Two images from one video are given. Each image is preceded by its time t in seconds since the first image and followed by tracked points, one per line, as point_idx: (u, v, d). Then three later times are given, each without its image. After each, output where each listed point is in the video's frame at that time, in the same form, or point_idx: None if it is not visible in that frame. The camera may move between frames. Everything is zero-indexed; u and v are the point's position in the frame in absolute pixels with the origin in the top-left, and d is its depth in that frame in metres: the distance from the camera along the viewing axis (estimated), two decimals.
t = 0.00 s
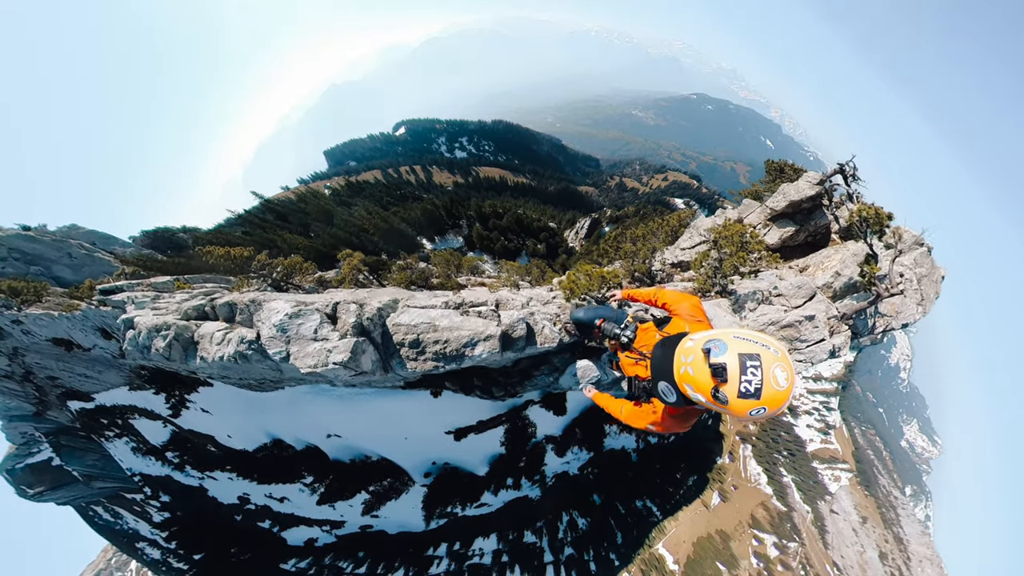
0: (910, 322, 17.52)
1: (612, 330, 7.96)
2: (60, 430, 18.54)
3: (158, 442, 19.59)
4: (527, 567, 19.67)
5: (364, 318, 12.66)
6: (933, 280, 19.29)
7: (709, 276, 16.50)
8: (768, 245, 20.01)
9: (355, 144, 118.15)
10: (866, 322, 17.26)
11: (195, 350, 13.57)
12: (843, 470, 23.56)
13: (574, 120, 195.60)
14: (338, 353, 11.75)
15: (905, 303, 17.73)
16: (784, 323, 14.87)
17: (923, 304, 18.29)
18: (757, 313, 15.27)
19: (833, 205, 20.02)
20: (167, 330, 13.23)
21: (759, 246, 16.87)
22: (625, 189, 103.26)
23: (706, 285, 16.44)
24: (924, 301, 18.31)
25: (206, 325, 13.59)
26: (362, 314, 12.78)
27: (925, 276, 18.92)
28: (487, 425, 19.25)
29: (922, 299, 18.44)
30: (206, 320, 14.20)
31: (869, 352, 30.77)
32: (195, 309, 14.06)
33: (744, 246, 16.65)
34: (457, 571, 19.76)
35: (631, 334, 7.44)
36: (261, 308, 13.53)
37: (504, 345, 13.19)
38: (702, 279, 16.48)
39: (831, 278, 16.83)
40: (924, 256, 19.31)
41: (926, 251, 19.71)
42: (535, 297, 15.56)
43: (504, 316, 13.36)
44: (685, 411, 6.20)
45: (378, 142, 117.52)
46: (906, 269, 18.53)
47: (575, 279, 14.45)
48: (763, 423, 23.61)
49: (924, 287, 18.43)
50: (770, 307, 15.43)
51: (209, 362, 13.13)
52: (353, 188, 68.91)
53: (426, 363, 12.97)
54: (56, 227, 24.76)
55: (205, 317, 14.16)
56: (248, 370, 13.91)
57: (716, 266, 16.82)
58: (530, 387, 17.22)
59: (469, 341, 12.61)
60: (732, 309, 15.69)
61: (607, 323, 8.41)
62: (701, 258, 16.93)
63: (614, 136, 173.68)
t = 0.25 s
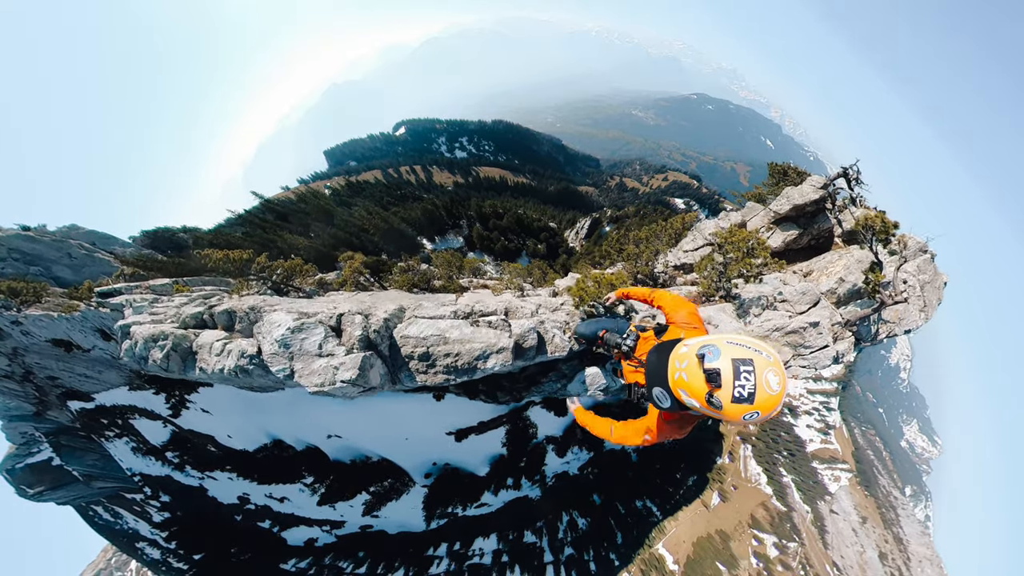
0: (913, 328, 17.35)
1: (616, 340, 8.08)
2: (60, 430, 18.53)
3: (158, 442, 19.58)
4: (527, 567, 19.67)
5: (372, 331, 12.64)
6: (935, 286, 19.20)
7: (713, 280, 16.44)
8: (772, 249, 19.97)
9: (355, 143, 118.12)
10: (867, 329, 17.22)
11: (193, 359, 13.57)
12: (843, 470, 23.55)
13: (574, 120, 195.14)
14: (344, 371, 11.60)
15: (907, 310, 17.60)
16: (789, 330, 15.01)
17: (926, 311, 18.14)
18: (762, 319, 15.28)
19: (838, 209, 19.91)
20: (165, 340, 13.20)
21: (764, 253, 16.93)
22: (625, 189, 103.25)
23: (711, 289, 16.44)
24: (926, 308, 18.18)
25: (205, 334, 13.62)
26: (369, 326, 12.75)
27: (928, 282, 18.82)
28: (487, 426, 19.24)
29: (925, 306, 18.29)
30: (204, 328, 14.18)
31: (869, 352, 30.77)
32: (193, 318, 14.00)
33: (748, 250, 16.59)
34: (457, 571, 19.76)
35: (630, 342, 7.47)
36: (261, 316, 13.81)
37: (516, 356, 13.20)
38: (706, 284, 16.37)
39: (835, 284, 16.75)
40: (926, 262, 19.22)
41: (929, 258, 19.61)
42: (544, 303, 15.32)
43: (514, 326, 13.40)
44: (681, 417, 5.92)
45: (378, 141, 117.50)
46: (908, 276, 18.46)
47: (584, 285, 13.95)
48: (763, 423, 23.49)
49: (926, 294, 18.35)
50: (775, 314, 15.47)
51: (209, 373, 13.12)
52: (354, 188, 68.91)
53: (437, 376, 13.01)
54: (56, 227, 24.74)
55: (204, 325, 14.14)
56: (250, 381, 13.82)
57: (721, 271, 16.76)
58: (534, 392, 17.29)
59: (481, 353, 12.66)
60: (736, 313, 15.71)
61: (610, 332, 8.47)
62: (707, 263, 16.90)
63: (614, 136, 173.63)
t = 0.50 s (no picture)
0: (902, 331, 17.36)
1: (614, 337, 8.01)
2: (60, 429, 18.53)
3: (158, 442, 19.59)
4: (527, 567, 19.66)
5: (394, 338, 12.62)
6: (925, 292, 19.31)
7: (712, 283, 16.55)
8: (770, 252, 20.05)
9: (355, 143, 118.15)
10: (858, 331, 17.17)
11: (208, 365, 13.62)
12: (843, 470, 23.54)
13: (574, 120, 195.15)
14: (372, 376, 11.75)
15: (896, 312, 17.61)
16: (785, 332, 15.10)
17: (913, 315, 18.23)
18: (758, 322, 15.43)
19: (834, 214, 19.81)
20: (179, 346, 13.20)
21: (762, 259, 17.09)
22: (625, 189, 103.24)
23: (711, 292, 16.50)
24: (915, 312, 18.24)
25: (218, 340, 13.69)
26: (389, 333, 12.70)
27: (918, 288, 18.91)
28: (488, 426, 19.24)
29: (913, 310, 18.36)
30: (217, 334, 14.21)
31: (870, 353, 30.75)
32: (206, 324, 14.07)
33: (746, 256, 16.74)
34: (457, 571, 19.76)
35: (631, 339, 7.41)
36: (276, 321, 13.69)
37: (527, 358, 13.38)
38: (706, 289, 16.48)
39: (828, 289, 16.85)
40: (918, 269, 19.23)
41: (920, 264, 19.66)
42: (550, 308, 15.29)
43: (524, 329, 13.46)
44: (688, 410, 5.35)
45: (378, 141, 117.54)
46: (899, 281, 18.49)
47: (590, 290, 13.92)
48: (763, 423, 23.23)
49: (916, 299, 18.46)
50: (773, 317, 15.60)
51: (226, 379, 13.29)
52: (354, 188, 68.96)
53: (454, 378, 12.97)
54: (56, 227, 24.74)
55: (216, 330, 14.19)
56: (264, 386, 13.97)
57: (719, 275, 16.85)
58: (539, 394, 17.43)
59: (497, 357, 12.71)
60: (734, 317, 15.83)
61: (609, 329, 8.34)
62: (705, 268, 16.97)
63: (614, 136, 173.64)
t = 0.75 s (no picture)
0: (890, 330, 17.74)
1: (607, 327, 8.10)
2: (61, 429, 18.51)
3: (158, 442, 19.62)
4: (527, 567, 19.66)
5: (414, 332, 12.47)
6: (913, 291, 19.73)
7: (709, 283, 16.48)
8: (767, 251, 20.00)
9: (355, 143, 118.11)
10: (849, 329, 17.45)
11: (224, 362, 13.59)
12: (842, 471, 23.55)
13: (574, 120, 195.19)
14: (397, 369, 11.48)
15: (886, 311, 17.97)
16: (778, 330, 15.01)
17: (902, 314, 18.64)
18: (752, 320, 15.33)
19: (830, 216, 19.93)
20: (194, 344, 13.20)
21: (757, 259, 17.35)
22: (625, 189, 103.33)
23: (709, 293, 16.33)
24: (905, 311, 18.59)
25: (234, 338, 13.69)
26: (410, 327, 12.53)
27: (906, 288, 19.32)
28: (489, 425, 19.24)
29: (902, 310, 18.76)
30: (231, 332, 14.28)
31: (869, 353, 30.78)
32: (220, 323, 14.12)
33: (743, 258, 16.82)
34: (457, 571, 19.77)
35: (625, 330, 7.66)
36: (291, 320, 13.73)
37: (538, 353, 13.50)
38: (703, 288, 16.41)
39: (821, 288, 16.71)
40: (906, 269, 19.64)
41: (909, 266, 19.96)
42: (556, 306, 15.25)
43: (534, 324, 13.57)
44: (690, 391, 5.32)
45: (378, 141, 117.56)
46: (890, 281, 18.78)
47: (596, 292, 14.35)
48: (762, 423, 23.32)
49: (904, 299, 18.90)
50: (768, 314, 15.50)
51: (243, 376, 13.13)
52: (354, 188, 69.00)
53: (471, 372, 13.02)
54: (57, 227, 24.74)
55: (230, 328, 14.26)
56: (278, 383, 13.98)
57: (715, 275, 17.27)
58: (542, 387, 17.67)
59: (511, 350, 12.77)
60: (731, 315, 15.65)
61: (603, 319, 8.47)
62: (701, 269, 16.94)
63: (614, 137, 173.71)
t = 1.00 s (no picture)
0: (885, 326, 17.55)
1: (602, 324, 8.02)
2: (61, 429, 18.50)
3: (158, 442, 19.63)
4: (527, 567, 19.65)
5: (432, 329, 12.37)
6: (907, 289, 19.71)
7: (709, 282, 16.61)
8: (767, 251, 19.99)
9: (355, 143, 118.07)
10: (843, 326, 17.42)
11: (233, 361, 13.50)
12: (843, 471, 23.53)
13: (574, 120, 195.23)
14: (417, 363, 11.57)
15: (880, 307, 17.86)
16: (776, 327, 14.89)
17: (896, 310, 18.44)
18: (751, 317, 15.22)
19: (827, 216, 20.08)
20: (203, 342, 13.09)
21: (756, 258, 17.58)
22: (625, 189, 103.34)
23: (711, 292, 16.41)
24: (899, 308, 18.40)
25: (243, 337, 13.57)
26: (427, 324, 12.43)
27: (900, 285, 19.31)
28: (490, 424, 19.26)
29: (897, 306, 18.58)
30: (240, 329, 14.22)
31: (870, 353, 30.77)
32: (230, 320, 14.08)
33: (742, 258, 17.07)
34: (457, 571, 19.73)
35: (619, 326, 7.52)
36: (303, 318, 13.85)
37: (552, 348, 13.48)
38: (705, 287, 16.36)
39: (818, 286, 16.78)
40: (900, 268, 19.74)
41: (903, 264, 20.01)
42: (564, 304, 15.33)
43: (546, 320, 13.51)
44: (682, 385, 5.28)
45: (378, 141, 117.58)
46: (884, 278, 18.73)
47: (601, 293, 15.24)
48: (762, 423, 23.29)
49: (898, 297, 18.97)
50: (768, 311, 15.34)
51: (253, 374, 13.09)
52: (354, 188, 69.01)
53: (487, 366, 12.97)
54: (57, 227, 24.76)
55: (240, 325, 14.24)
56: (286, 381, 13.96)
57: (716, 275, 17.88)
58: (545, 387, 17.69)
59: (525, 344, 12.68)
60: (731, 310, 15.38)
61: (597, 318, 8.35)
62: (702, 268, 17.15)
63: (614, 137, 173.74)
